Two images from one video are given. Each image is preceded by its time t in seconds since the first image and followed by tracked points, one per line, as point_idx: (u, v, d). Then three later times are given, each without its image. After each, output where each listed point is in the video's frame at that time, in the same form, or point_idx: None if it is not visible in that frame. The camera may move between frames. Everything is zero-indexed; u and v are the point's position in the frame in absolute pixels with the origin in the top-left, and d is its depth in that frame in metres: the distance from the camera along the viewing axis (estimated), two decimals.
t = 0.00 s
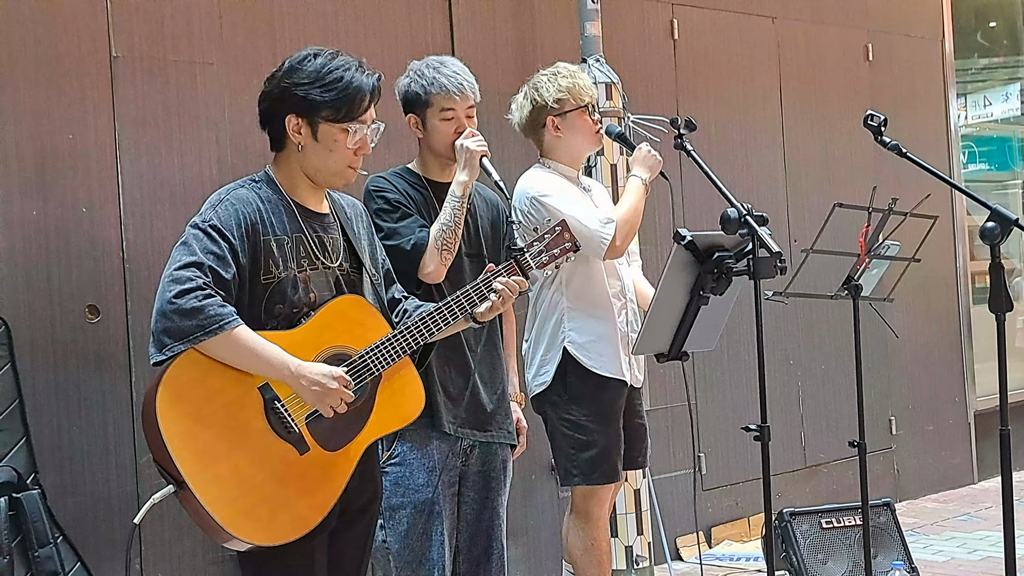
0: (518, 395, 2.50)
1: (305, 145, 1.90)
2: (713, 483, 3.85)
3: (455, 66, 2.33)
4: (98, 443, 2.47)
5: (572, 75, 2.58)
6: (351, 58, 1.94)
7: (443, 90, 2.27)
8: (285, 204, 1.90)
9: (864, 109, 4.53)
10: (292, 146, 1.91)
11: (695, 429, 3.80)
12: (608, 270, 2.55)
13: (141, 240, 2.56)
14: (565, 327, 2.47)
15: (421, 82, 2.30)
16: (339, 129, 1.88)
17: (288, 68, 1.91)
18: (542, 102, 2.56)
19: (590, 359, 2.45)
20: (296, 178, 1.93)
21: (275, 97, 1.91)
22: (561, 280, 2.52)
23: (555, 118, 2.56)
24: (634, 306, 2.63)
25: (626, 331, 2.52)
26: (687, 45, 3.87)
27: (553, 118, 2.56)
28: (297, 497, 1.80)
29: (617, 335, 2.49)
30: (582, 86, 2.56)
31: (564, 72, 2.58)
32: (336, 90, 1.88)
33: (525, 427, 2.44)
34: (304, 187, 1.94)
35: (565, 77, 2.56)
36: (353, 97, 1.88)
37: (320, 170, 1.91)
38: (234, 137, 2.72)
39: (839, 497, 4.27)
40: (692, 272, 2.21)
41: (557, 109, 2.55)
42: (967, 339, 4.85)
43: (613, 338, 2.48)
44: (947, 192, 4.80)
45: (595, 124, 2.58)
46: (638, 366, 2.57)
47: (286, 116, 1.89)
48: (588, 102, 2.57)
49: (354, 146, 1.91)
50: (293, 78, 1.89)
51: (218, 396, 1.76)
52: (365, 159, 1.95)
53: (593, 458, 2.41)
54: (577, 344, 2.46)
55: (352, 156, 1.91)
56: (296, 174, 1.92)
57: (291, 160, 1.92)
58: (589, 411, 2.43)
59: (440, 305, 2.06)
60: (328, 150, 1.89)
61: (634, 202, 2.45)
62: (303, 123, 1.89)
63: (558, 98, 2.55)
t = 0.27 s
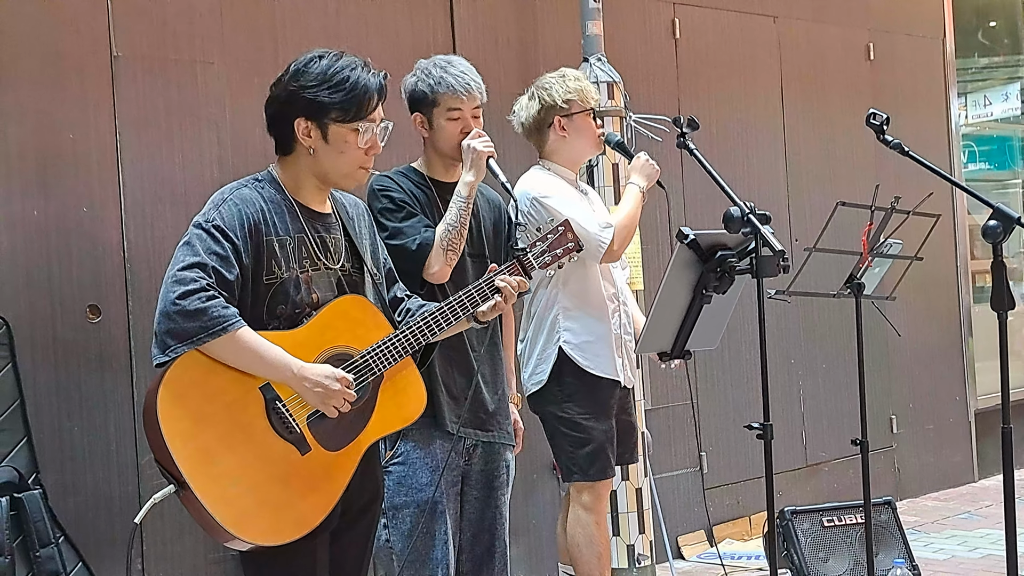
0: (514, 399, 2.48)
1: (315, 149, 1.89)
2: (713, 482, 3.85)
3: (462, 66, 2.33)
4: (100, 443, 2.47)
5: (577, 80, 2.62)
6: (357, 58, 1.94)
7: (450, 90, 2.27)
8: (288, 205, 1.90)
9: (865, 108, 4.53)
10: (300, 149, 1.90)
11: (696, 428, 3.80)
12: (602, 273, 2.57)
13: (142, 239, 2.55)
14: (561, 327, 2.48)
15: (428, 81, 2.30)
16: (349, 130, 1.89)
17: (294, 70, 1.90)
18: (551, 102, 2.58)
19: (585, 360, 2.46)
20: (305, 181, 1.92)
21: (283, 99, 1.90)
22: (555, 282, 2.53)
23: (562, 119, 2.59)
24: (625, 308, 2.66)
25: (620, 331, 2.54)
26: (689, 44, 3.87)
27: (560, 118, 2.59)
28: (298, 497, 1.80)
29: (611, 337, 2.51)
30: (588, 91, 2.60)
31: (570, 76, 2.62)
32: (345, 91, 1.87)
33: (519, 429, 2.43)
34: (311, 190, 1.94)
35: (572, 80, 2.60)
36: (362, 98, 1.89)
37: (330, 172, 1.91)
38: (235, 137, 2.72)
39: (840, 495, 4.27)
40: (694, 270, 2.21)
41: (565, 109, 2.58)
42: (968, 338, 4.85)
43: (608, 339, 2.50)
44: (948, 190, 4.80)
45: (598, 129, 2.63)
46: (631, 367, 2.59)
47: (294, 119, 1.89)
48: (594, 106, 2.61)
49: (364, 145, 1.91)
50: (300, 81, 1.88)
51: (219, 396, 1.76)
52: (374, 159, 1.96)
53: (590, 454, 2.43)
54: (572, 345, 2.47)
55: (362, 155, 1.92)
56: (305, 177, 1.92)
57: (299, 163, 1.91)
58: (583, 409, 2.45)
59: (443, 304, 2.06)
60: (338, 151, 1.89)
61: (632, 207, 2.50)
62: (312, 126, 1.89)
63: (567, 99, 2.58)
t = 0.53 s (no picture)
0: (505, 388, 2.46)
1: (302, 126, 1.88)
2: (698, 475, 3.86)
3: (464, 51, 2.32)
4: (83, 421, 2.46)
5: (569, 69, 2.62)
6: (340, 34, 1.93)
7: (450, 75, 2.26)
8: (276, 185, 1.88)
9: (859, 105, 4.52)
10: (287, 127, 1.89)
11: (682, 421, 3.80)
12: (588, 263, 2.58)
13: (130, 217, 2.53)
14: (544, 315, 2.49)
15: (429, 65, 2.28)
16: (335, 106, 1.87)
17: (279, 47, 1.89)
18: (547, 90, 2.57)
19: (567, 347, 2.48)
20: (293, 160, 1.91)
21: (269, 77, 1.88)
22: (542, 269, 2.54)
23: (557, 107, 2.58)
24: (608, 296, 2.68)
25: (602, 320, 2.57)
26: (684, 35, 3.85)
27: (555, 106, 2.58)
28: (280, 479, 1.79)
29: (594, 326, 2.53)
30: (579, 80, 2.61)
31: (561, 66, 2.63)
32: (329, 66, 1.86)
33: (506, 420, 2.41)
34: (300, 170, 1.92)
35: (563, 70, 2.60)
36: (346, 73, 1.88)
37: (317, 149, 1.89)
38: (226, 117, 2.70)
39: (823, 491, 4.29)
40: (684, 262, 2.20)
41: (559, 98, 2.57)
42: (955, 337, 4.86)
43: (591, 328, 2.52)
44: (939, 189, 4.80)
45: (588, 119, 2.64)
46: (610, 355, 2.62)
47: (280, 97, 1.88)
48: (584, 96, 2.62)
49: (350, 122, 1.89)
50: (285, 58, 1.87)
51: (203, 375, 1.75)
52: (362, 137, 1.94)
53: (567, 440, 2.47)
54: (555, 332, 2.49)
55: (349, 132, 1.90)
56: (293, 156, 1.90)
57: (286, 141, 1.89)
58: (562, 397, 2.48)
59: (432, 291, 2.05)
60: (324, 128, 1.87)
61: (623, 202, 2.48)
62: (298, 102, 1.87)
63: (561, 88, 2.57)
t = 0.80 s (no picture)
0: (521, 385, 2.42)
1: (304, 127, 1.87)
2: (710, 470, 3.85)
3: (476, 52, 2.30)
4: (94, 425, 2.46)
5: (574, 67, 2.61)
6: (351, 39, 1.91)
7: (460, 76, 2.24)
8: (279, 184, 1.88)
9: (867, 98, 4.50)
10: (289, 126, 1.88)
11: (693, 417, 3.79)
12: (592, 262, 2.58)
13: (139, 220, 2.54)
14: (546, 310, 2.51)
15: (440, 65, 2.27)
16: (337, 111, 1.86)
17: (287, 48, 1.88)
18: (552, 90, 2.56)
19: (568, 346, 2.49)
20: (291, 159, 1.90)
21: (272, 77, 1.88)
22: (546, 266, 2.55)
23: (563, 107, 2.57)
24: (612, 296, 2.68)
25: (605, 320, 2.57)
26: (690, 30, 3.84)
27: (560, 106, 2.57)
28: (291, 478, 1.79)
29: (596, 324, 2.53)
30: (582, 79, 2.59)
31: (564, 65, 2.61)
32: (336, 71, 1.85)
33: (525, 418, 2.36)
34: (298, 168, 1.92)
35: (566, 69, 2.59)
36: (350, 79, 1.86)
37: (315, 152, 1.88)
38: (233, 119, 2.70)
39: (836, 486, 4.27)
40: (691, 257, 2.19)
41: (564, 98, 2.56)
42: (967, 330, 4.84)
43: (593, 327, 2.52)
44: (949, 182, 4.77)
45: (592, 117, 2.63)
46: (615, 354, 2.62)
47: (284, 97, 1.87)
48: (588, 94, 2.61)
49: (351, 128, 1.88)
50: (292, 58, 1.86)
51: (211, 377, 1.74)
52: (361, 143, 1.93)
53: (574, 438, 2.46)
54: (557, 331, 2.50)
55: (348, 138, 1.89)
56: (292, 156, 1.90)
57: (288, 140, 1.89)
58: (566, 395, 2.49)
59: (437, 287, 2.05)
60: (325, 132, 1.87)
61: (626, 207, 2.48)
62: (301, 103, 1.86)
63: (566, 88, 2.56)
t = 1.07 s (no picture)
0: (517, 383, 2.41)
1: (312, 126, 1.87)
2: (715, 472, 3.84)
3: (479, 55, 2.30)
4: (98, 420, 2.46)
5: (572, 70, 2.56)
6: (358, 37, 1.91)
7: (461, 78, 2.23)
8: (284, 182, 1.87)
9: (876, 99, 4.48)
10: (296, 126, 1.88)
11: (699, 418, 3.78)
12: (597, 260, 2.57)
13: (145, 216, 2.53)
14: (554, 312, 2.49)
15: (441, 65, 2.26)
16: (346, 110, 1.86)
17: (294, 47, 1.88)
18: (540, 95, 2.56)
19: (575, 345, 2.48)
20: (300, 159, 1.90)
21: (280, 77, 1.87)
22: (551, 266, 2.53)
23: (551, 112, 2.56)
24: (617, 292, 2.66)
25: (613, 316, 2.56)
26: (699, 30, 3.82)
27: (549, 111, 2.56)
28: (293, 476, 1.79)
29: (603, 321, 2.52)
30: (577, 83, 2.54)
31: (564, 67, 2.57)
32: (343, 70, 1.84)
33: (521, 416, 2.35)
34: (307, 168, 1.92)
35: (562, 74, 2.54)
36: (359, 78, 1.85)
37: (325, 152, 1.88)
38: (240, 115, 2.70)
39: (841, 488, 4.25)
40: (697, 258, 2.18)
41: (551, 103, 2.55)
42: (974, 334, 4.81)
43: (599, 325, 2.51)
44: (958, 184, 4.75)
45: (589, 120, 2.58)
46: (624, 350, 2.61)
47: (291, 96, 1.86)
48: (585, 98, 2.56)
49: (361, 126, 1.88)
50: (299, 58, 1.86)
51: (212, 374, 1.74)
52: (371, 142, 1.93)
53: (575, 440, 2.45)
54: (564, 330, 2.48)
55: (357, 137, 1.88)
56: (300, 156, 1.90)
57: (296, 139, 1.89)
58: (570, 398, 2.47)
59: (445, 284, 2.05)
60: (333, 131, 1.86)
61: (627, 197, 2.46)
62: (309, 103, 1.86)
63: (553, 95, 2.54)
